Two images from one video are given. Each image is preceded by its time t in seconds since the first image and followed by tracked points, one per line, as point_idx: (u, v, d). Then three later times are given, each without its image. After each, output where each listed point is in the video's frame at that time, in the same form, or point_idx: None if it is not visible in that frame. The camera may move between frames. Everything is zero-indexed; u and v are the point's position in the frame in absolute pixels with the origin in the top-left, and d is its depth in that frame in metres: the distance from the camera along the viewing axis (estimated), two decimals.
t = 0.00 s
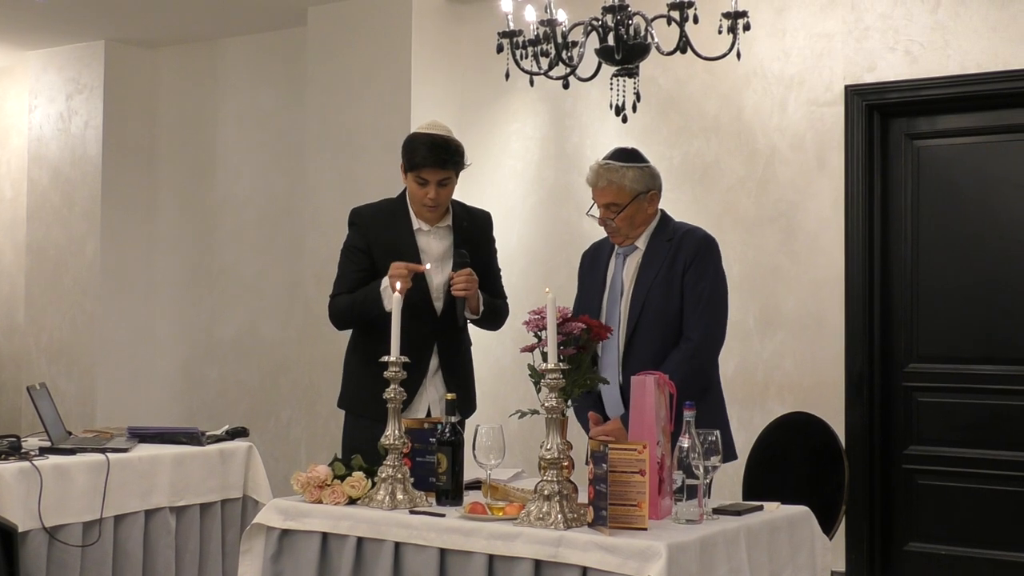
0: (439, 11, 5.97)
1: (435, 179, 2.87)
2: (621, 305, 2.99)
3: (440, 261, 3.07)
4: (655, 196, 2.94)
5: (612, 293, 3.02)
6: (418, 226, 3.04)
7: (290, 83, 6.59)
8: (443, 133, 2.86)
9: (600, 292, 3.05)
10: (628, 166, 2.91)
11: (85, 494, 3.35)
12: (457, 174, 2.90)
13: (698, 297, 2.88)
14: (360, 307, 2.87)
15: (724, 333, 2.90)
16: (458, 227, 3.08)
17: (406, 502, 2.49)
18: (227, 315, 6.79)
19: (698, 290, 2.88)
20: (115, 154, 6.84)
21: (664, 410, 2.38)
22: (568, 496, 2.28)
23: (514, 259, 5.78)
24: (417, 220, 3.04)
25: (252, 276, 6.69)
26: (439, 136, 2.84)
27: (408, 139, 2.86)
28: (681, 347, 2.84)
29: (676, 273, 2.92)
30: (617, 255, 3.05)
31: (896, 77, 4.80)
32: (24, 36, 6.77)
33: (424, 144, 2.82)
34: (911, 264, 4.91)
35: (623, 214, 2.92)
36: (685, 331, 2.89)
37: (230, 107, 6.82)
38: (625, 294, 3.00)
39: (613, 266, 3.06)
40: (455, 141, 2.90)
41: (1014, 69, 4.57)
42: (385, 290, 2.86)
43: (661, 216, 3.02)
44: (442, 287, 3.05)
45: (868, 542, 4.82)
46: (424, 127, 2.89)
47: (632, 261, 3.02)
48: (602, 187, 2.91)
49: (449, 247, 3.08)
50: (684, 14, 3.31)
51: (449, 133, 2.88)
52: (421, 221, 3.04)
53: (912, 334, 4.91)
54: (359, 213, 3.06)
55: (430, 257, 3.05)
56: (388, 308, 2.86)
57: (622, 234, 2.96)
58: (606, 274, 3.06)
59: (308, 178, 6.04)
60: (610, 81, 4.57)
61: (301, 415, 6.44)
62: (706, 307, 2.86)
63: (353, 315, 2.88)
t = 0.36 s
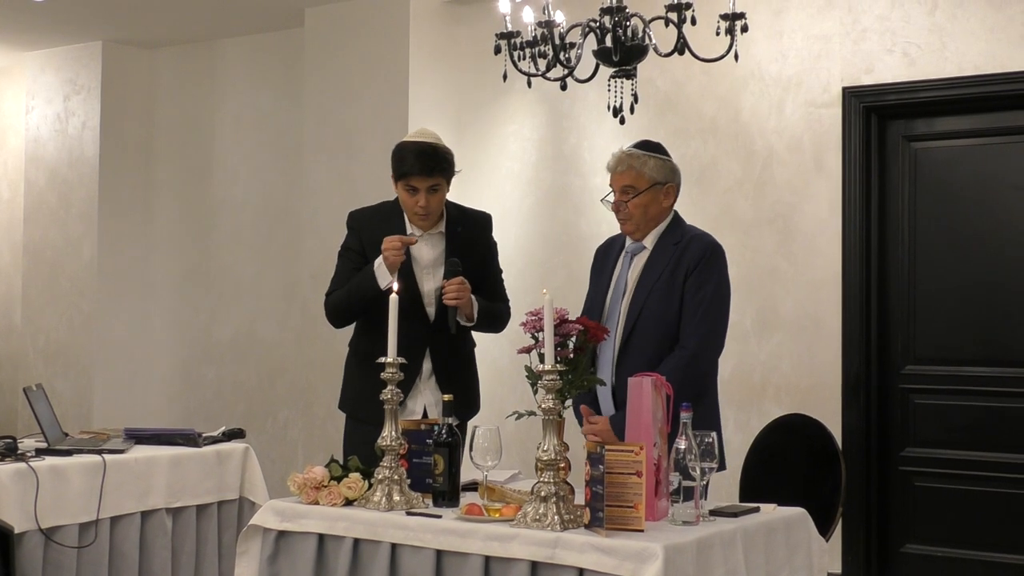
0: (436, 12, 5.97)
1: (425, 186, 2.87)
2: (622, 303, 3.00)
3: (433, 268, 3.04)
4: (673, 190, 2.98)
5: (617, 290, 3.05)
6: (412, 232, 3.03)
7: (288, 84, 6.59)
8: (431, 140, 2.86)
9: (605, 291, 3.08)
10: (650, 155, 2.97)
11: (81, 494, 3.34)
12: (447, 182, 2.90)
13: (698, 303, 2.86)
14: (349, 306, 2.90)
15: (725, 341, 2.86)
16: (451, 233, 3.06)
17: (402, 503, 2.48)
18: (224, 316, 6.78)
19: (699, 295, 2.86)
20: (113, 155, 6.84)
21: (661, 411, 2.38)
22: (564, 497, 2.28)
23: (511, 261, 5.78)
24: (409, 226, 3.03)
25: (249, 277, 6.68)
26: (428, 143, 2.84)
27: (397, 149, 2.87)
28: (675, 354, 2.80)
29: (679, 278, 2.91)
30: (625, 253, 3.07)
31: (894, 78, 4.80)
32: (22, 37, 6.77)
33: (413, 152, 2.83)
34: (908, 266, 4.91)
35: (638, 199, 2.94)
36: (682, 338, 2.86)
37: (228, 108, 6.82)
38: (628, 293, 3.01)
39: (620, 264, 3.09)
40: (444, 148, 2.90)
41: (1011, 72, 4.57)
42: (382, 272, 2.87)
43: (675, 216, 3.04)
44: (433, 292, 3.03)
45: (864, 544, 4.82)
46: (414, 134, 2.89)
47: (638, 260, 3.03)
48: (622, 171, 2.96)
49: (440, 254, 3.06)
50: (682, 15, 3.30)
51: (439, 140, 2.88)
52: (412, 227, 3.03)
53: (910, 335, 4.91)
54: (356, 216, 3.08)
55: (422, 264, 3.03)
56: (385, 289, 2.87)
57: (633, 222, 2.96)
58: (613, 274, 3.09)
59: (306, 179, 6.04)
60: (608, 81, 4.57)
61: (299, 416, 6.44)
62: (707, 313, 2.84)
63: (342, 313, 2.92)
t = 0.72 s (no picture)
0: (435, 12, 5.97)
1: (423, 182, 2.87)
2: (620, 306, 3.02)
3: (433, 268, 3.06)
4: (676, 188, 2.99)
5: (617, 289, 3.07)
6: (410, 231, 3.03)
7: (287, 84, 6.59)
8: (427, 136, 2.86)
9: (608, 292, 3.11)
10: (653, 153, 2.98)
11: (79, 495, 3.34)
12: (445, 177, 2.90)
13: (688, 306, 2.84)
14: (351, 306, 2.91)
15: (718, 345, 2.84)
16: (451, 233, 3.07)
17: (400, 504, 2.49)
18: (223, 316, 6.78)
19: (690, 298, 2.85)
20: (111, 155, 6.84)
21: (659, 412, 2.39)
22: (563, 498, 2.28)
23: (509, 261, 5.78)
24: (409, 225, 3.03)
25: (248, 277, 6.68)
26: (424, 139, 2.85)
27: (394, 146, 2.88)
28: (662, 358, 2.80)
29: (671, 281, 2.91)
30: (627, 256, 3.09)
31: (892, 80, 4.81)
32: (20, 37, 6.77)
33: (410, 149, 2.83)
34: (906, 267, 4.92)
35: (639, 197, 2.95)
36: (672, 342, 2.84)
37: (227, 108, 6.82)
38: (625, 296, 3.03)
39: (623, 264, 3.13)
40: (440, 144, 2.90)
41: (1009, 73, 4.57)
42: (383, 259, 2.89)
43: (677, 216, 3.05)
44: (433, 292, 3.04)
45: (862, 545, 4.82)
46: (411, 132, 2.89)
47: (638, 262, 3.05)
48: (624, 168, 2.97)
49: (438, 254, 3.06)
50: (680, 16, 3.30)
51: (435, 137, 2.88)
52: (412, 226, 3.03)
53: (907, 337, 4.91)
54: (355, 217, 3.08)
55: (420, 264, 3.04)
56: (388, 280, 2.88)
57: (634, 221, 2.97)
58: (616, 276, 3.12)
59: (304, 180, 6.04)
60: (606, 82, 4.58)
61: (297, 417, 6.44)
62: (697, 317, 2.82)
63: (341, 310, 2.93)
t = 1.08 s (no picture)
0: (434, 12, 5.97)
1: (426, 185, 2.87)
2: (619, 306, 3.02)
3: (432, 269, 3.05)
4: (674, 189, 3.00)
5: (614, 291, 3.07)
6: (410, 233, 3.04)
7: (286, 84, 6.59)
8: (430, 138, 2.86)
9: (606, 292, 3.11)
10: (652, 154, 2.99)
11: (77, 494, 3.34)
12: (448, 179, 2.90)
13: (687, 309, 2.84)
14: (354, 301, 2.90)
15: (717, 347, 2.84)
16: (451, 234, 3.07)
17: (399, 503, 2.49)
18: (221, 316, 6.78)
19: (689, 301, 2.85)
20: (110, 155, 6.84)
21: (657, 412, 2.39)
22: (561, 498, 2.27)
23: (508, 261, 5.78)
24: (410, 226, 3.03)
25: (246, 277, 6.68)
26: (427, 141, 2.84)
27: (397, 148, 2.87)
28: (662, 359, 2.80)
29: (671, 283, 2.90)
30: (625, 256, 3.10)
31: (891, 81, 4.81)
32: (19, 36, 6.76)
33: (413, 151, 2.83)
34: (905, 268, 4.92)
35: (639, 197, 2.96)
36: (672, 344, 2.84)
37: (226, 108, 6.82)
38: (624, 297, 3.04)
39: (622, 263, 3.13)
40: (442, 145, 2.90)
41: (1008, 74, 4.57)
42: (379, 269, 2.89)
43: (677, 217, 3.05)
44: (433, 294, 3.03)
45: (860, 545, 4.82)
46: (413, 133, 2.89)
47: (636, 262, 3.05)
48: (623, 169, 2.98)
49: (439, 256, 3.06)
50: (679, 16, 3.29)
51: (438, 138, 2.88)
52: (414, 228, 3.04)
53: (906, 337, 4.92)
54: (354, 218, 3.08)
55: (420, 266, 3.04)
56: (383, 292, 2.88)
57: (634, 221, 2.98)
58: (614, 276, 3.13)
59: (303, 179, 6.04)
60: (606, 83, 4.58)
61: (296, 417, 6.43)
62: (696, 319, 2.82)
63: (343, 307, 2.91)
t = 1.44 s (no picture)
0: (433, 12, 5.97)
1: (435, 183, 2.87)
2: (609, 309, 3.00)
3: (436, 267, 3.05)
4: (656, 189, 3.01)
5: (600, 297, 3.04)
6: (414, 230, 3.03)
7: (285, 84, 6.58)
8: (441, 136, 2.85)
9: (589, 293, 3.08)
10: (636, 154, 2.99)
11: (76, 494, 3.34)
12: (456, 178, 2.90)
13: (684, 309, 2.86)
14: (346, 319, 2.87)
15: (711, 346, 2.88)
16: (454, 232, 3.07)
17: (397, 504, 2.49)
18: (221, 315, 6.78)
19: (685, 301, 2.87)
20: (109, 154, 6.83)
21: (656, 414, 2.39)
22: (559, 499, 2.27)
23: (507, 262, 5.78)
24: (412, 223, 3.03)
25: (246, 277, 6.68)
26: (438, 139, 2.84)
27: (407, 143, 2.86)
28: (662, 356, 2.81)
29: (665, 284, 2.91)
30: (609, 256, 3.07)
31: (890, 82, 4.81)
32: (19, 36, 6.76)
33: (423, 148, 2.82)
34: (904, 269, 4.92)
35: (628, 198, 2.94)
36: (669, 343, 2.86)
37: (225, 108, 6.82)
38: (614, 298, 3.02)
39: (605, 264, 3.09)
40: (452, 142, 2.89)
41: (1008, 76, 4.57)
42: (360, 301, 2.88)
43: (657, 217, 3.06)
44: (437, 292, 3.04)
45: (858, 546, 4.83)
46: (423, 129, 2.88)
47: (624, 263, 3.04)
48: (610, 170, 2.95)
49: (444, 253, 3.06)
50: (678, 18, 3.29)
51: (448, 136, 2.87)
52: (416, 225, 3.04)
53: (905, 339, 4.92)
54: (355, 216, 3.08)
55: (424, 262, 3.04)
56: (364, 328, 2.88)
57: (623, 222, 2.96)
58: (596, 276, 3.10)
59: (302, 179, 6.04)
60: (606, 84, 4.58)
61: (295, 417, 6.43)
62: (694, 319, 2.84)
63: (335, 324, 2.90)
